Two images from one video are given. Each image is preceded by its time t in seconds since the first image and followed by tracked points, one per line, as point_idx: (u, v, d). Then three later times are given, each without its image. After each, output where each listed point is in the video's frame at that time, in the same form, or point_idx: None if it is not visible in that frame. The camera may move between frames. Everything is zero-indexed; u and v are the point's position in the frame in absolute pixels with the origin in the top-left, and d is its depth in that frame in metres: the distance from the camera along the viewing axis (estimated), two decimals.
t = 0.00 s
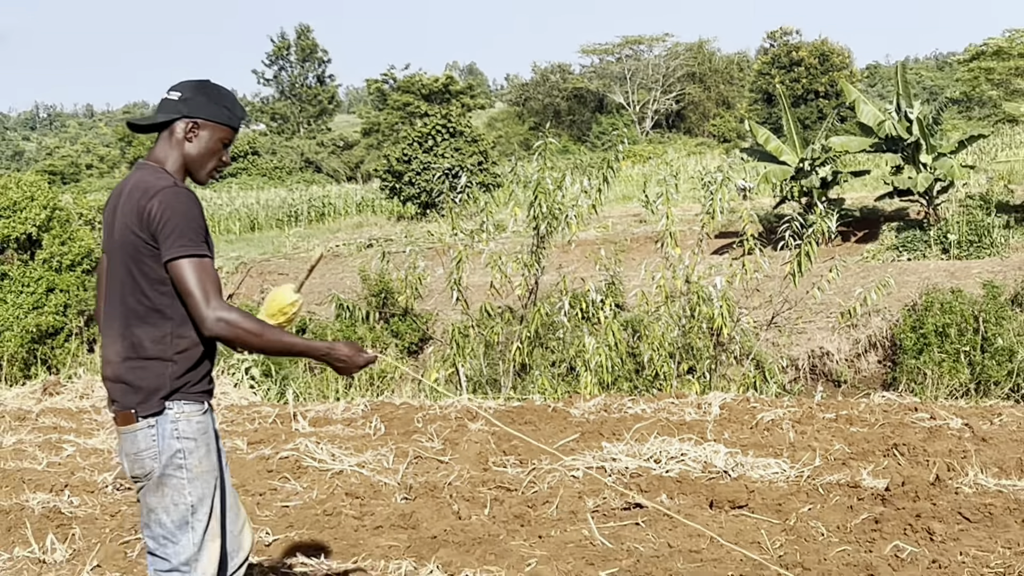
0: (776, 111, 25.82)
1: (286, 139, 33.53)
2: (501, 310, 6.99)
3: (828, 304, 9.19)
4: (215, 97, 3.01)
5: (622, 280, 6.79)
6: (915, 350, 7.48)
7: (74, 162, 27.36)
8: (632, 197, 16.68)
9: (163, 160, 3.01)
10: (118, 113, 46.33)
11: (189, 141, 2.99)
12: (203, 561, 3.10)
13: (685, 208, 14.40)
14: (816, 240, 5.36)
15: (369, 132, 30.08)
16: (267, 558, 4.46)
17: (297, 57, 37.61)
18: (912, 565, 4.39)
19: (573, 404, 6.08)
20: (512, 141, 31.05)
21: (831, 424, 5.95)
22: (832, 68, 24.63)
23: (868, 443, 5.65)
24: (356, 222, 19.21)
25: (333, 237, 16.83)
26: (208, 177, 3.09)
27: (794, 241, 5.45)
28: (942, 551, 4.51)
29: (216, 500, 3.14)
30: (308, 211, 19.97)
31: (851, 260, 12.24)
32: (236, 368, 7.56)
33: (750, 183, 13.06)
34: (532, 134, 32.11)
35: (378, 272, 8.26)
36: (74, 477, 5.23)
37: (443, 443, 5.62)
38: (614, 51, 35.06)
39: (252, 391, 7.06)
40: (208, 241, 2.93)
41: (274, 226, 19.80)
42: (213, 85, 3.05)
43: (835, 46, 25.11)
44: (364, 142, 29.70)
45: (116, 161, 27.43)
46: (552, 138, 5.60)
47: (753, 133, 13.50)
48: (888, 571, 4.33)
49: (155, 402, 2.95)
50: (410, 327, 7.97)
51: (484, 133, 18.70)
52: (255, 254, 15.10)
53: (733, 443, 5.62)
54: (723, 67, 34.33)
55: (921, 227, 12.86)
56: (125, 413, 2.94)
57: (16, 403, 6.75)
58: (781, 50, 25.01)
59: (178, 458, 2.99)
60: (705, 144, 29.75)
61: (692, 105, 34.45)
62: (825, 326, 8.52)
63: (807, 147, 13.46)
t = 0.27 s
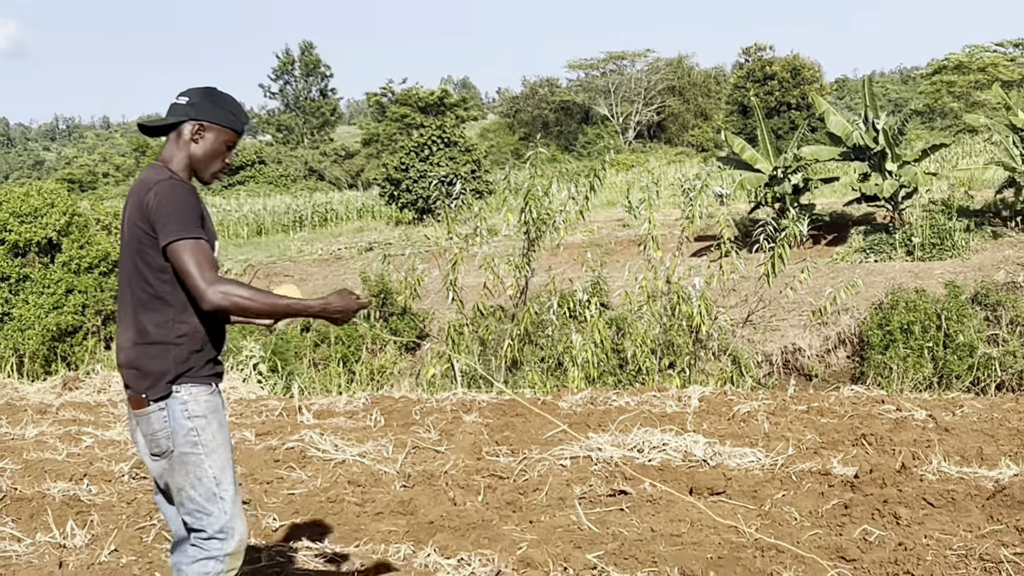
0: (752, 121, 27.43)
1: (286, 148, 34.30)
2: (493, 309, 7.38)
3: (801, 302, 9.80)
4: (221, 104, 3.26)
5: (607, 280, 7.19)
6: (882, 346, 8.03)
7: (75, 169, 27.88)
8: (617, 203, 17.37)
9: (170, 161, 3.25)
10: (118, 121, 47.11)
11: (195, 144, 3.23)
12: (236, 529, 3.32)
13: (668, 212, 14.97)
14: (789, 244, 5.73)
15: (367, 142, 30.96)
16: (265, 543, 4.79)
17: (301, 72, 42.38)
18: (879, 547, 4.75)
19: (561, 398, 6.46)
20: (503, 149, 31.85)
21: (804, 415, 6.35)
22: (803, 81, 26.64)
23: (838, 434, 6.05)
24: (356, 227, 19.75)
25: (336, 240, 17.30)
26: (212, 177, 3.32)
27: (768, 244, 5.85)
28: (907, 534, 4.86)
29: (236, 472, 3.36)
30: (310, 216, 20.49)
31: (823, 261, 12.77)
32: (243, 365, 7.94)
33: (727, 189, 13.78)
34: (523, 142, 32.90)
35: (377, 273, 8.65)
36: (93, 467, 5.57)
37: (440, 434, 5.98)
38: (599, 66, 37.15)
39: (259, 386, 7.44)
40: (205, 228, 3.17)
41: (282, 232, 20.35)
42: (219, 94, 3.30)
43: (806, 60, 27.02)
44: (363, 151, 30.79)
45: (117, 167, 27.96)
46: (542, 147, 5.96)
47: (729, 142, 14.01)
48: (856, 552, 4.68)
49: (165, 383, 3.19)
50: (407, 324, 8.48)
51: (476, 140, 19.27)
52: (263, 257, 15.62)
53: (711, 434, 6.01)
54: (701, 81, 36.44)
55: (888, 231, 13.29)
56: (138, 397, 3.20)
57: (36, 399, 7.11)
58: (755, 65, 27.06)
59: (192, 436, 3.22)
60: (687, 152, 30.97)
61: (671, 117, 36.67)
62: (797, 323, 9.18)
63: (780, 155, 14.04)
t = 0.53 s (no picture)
0: (743, 125, 27.65)
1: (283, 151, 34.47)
2: (489, 309, 7.48)
3: (791, 302, 9.94)
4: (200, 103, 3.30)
5: (601, 281, 7.29)
6: (871, 346, 8.15)
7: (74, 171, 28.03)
8: (610, 205, 17.53)
9: (152, 164, 3.31)
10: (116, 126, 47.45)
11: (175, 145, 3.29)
12: (241, 524, 3.42)
13: (660, 213, 15.11)
14: (780, 245, 5.83)
15: (365, 146, 31.13)
16: (264, 539, 4.88)
17: (298, 75, 42.84)
18: (869, 543, 4.84)
19: (556, 396, 6.56)
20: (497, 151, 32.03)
21: (795, 414, 6.46)
22: (794, 85, 26.72)
23: (828, 432, 6.16)
24: (354, 229, 19.89)
25: (335, 241, 17.52)
26: (196, 175, 3.38)
27: (761, 245, 5.93)
28: (897, 530, 4.96)
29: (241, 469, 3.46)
30: (309, 218, 20.61)
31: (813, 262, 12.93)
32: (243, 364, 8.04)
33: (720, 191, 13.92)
34: (517, 145, 33.07)
35: (375, 274, 8.76)
36: (95, 465, 5.66)
37: (437, 433, 6.07)
38: (592, 70, 37.39)
39: (259, 384, 7.54)
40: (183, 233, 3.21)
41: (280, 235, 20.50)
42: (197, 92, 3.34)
43: (796, 65, 26.98)
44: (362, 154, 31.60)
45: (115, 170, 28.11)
46: (540, 151, 6.08)
47: (720, 145, 14.11)
48: (846, 549, 4.78)
49: (167, 384, 3.28)
50: (404, 325, 8.64)
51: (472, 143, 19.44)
52: (262, 258, 15.76)
53: (704, 432, 6.11)
54: (692, 85, 36.64)
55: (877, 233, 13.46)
56: (142, 397, 3.30)
57: (38, 398, 7.20)
58: (746, 69, 27.26)
59: (199, 434, 3.32)
60: (679, 156, 31.16)
61: (663, 120, 36.75)
62: (788, 323, 9.30)
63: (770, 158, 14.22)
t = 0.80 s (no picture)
0: (740, 126, 27.72)
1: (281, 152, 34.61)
2: (488, 310, 7.52)
3: (788, 303, 9.99)
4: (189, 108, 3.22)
5: (599, 281, 7.34)
6: (867, 346, 8.20)
7: (75, 172, 28.14)
8: (608, 205, 17.59)
9: (140, 168, 3.27)
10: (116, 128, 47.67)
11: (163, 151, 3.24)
12: (195, 532, 3.37)
13: (658, 214, 15.18)
14: (777, 246, 5.87)
15: (364, 147, 31.24)
16: (265, 538, 4.92)
17: (298, 77, 43.03)
18: (866, 542, 4.88)
19: (555, 396, 6.60)
20: (496, 152, 32.11)
21: (792, 413, 6.51)
22: (791, 87, 26.82)
23: (825, 431, 6.20)
24: (353, 230, 20.00)
25: (335, 242, 17.64)
26: (187, 179, 3.33)
27: (759, 246, 5.96)
28: (893, 529, 5.00)
29: (206, 476, 3.41)
30: (308, 219, 20.68)
31: (809, 262, 12.97)
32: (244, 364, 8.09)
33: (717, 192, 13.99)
34: (515, 147, 33.17)
35: (375, 274, 8.80)
36: (96, 464, 5.70)
37: (436, 432, 6.12)
38: (590, 72, 37.52)
39: (260, 384, 7.59)
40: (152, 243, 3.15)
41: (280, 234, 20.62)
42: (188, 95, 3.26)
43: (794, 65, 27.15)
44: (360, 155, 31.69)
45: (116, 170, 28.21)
46: (538, 150, 6.05)
47: (718, 146, 14.17)
48: (843, 547, 4.82)
49: (137, 386, 3.25)
50: (403, 325, 8.69)
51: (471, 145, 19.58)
52: (262, 258, 15.84)
53: (702, 431, 6.15)
54: (690, 87, 36.76)
55: (873, 233, 13.50)
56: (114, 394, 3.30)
57: (40, 397, 7.24)
58: (743, 71, 27.36)
59: (165, 437, 3.28)
60: (677, 157, 31.24)
61: (661, 122, 36.87)
62: (785, 323, 9.34)
63: (767, 158, 14.24)
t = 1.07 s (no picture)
0: (738, 128, 27.80)
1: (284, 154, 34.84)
2: (489, 309, 7.62)
3: (785, 302, 10.10)
4: (156, 116, 3.40)
5: (599, 281, 7.43)
6: (863, 345, 8.29)
7: (80, 172, 28.33)
8: (608, 206, 17.70)
9: (116, 174, 3.47)
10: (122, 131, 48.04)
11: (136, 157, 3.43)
12: (162, 525, 3.54)
13: (657, 215, 15.29)
14: (774, 246, 5.95)
15: (367, 148, 31.43)
16: (271, 534, 5.02)
17: (303, 79, 43.30)
18: (862, 538, 4.97)
19: (555, 394, 6.69)
20: (496, 153, 32.23)
21: (789, 411, 6.60)
22: (788, 90, 26.90)
23: (822, 429, 6.29)
24: (357, 230, 20.13)
25: (338, 241, 17.77)
26: (163, 183, 3.52)
27: (756, 246, 6.05)
28: (889, 525, 5.09)
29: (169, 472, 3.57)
30: (312, 219, 20.79)
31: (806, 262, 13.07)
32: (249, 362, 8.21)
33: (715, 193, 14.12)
34: (516, 149, 33.29)
35: (378, 273, 8.90)
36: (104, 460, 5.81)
37: (439, 429, 6.21)
38: (590, 75, 37.66)
39: (264, 381, 7.69)
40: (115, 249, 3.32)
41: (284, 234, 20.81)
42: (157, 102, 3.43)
43: (791, 71, 27.03)
44: (362, 157, 31.79)
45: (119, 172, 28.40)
46: (539, 152, 6.11)
47: (716, 147, 14.28)
48: (840, 543, 4.91)
49: (101, 385, 3.40)
50: (407, 323, 8.78)
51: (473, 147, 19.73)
52: (266, 258, 15.96)
53: (701, 428, 6.24)
54: (689, 89, 36.86)
55: (869, 233, 13.60)
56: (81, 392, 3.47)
57: (49, 394, 7.35)
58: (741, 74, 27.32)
59: (127, 436, 3.43)
60: (675, 159, 31.33)
61: (660, 124, 36.98)
62: (782, 322, 9.43)
63: (764, 160, 14.34)
